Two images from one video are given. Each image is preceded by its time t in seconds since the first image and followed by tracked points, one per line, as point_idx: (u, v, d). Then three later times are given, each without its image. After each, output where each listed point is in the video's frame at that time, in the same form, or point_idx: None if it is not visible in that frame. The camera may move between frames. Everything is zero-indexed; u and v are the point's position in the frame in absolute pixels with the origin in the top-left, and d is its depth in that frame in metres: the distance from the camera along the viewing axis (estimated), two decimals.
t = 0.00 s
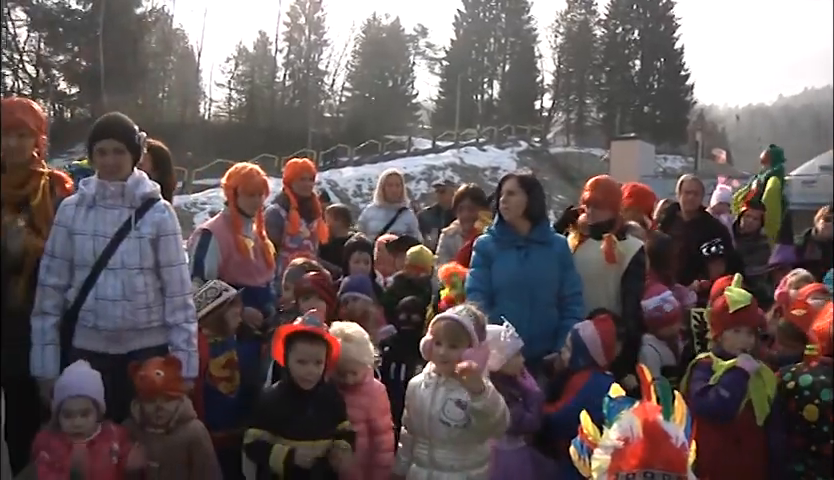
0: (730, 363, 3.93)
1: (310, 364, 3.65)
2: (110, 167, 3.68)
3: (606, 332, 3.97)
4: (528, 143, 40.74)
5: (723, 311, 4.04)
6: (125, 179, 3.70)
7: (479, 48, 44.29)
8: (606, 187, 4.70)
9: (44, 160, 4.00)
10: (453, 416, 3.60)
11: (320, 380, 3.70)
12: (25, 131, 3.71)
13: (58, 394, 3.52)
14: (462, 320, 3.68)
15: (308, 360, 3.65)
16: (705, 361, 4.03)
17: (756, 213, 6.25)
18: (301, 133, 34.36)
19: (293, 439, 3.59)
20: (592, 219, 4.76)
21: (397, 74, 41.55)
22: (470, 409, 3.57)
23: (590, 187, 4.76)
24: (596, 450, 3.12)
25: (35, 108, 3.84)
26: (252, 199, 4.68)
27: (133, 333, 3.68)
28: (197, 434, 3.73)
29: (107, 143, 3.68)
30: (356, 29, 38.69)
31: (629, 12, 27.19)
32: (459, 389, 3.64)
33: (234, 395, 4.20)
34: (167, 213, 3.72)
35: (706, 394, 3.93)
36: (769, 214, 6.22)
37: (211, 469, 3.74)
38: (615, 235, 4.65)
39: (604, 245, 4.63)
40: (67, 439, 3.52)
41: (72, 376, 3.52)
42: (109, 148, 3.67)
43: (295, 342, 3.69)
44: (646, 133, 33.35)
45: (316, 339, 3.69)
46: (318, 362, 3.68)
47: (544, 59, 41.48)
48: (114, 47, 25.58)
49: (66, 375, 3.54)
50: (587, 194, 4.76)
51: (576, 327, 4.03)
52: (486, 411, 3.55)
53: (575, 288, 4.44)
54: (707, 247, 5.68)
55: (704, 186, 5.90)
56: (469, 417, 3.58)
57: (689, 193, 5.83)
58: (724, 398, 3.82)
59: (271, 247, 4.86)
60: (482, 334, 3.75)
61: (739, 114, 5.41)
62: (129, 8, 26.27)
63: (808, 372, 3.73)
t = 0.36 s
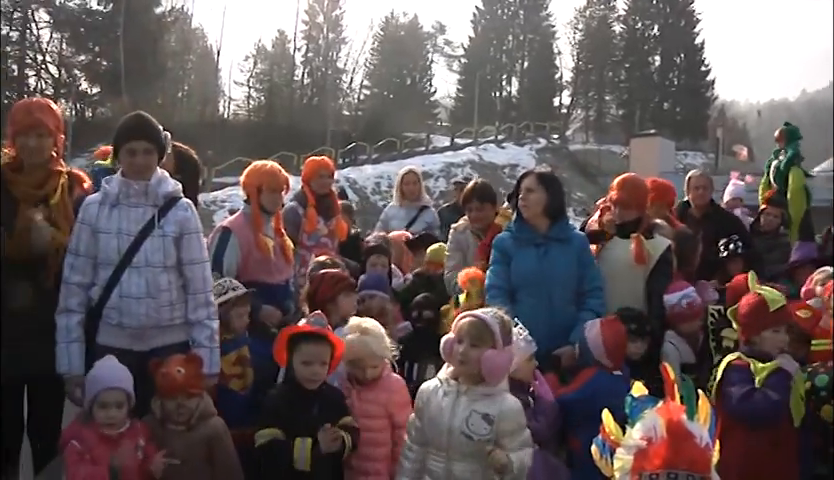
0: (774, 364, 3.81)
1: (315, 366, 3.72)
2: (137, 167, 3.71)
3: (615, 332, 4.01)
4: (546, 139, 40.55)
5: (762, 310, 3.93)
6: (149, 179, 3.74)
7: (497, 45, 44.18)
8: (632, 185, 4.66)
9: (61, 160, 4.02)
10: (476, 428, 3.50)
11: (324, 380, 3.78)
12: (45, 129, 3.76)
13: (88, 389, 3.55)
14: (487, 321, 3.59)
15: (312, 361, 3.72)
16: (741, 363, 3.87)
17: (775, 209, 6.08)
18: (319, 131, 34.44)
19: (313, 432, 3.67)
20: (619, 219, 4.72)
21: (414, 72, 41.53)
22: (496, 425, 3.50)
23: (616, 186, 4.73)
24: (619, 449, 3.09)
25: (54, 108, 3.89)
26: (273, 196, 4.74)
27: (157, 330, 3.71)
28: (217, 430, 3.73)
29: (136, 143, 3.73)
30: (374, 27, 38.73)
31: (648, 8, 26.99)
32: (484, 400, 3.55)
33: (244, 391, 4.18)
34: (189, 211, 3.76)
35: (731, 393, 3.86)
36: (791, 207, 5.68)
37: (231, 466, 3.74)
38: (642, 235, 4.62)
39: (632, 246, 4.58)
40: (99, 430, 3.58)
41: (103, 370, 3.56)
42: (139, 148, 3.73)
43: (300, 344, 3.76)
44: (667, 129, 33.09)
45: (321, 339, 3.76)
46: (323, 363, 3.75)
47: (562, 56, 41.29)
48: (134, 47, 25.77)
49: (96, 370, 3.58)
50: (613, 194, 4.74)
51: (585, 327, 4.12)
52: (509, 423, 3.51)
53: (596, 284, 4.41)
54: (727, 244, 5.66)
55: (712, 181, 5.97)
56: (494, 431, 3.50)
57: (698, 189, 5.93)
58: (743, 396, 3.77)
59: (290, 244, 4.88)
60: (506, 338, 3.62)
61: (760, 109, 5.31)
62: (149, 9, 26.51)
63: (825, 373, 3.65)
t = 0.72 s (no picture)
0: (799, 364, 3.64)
1: (306, 358, 3.75)
2: (157, 163, 3.71)
3: (609, 333, 3.96)
4: (558, 134, 40.40)
5: (787, 306, 3.72)
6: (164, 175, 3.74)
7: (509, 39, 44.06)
8: (637, 180, 4.61)
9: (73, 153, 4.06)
10: (505, 438, 3.36)
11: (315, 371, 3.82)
12: (57, 126, 3.78)
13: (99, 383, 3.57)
14: (518, 326, 3.41)
15: (302, 352, 3.75)
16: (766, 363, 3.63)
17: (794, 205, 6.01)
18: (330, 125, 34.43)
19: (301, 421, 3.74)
20: (625, 215, 4.70)
21: (426, 66, 41.47)
22: (525, 434, 3.35)
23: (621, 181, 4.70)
24: (633, 445, 3.09)
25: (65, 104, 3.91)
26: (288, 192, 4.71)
27: (171, 324, 3.73)
28: (230, 423, 3.74)
29: (158, 140, 3.72)
30: (386, 21, 38.68)
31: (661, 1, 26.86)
32: (514, 408, 3.40)
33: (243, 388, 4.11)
34: (204, 206, 3.78)
35: (760, 395, 3.62)
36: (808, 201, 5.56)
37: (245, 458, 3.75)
38: (652, 231, 4.60)
39: (642, 242, 4.57)
40: (109, 424, 3.59)
41: (113, 364, 3.58)
42: (162, 146, 3.73)
43: (293, 335, 3.77)
44: (679, 123, 32.96)
45: (313, 331, 3.78)
46: (314, 355, 3.77)
47: (574, 50, 41.09)
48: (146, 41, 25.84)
49: (106, 365, 3.59)
50: (619, 190, 4.71)
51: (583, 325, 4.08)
52: (538, 435, 3.35)
53: (606, 279, 4.39)
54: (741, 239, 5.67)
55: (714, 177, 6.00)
56: (523, 441, 3.35)
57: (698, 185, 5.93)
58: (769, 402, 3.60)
59: (301, 238, 4.87)
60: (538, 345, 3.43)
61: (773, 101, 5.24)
62: (161, 3, 26.55)
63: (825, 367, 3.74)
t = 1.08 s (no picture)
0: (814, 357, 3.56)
1: (302, 353, 3.74)
2: (173, 165, 3.70)
3: (615, 333, 3.94)
4: (567, 129, 40.29)
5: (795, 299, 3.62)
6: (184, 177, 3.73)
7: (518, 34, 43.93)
8: (642, 174, 4.58)
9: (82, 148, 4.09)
10: (530, 440, 3.30)
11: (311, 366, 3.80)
12: (70, 124, 3.80)
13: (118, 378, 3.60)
14: (535, 331, 3.37)
15: (300, 348, 3.74)
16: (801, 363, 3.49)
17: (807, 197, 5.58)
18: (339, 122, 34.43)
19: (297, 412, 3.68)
20: (629, 208, 4.66)
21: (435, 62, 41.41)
22: (549, 434, 3.31)
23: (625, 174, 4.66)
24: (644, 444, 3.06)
25: (76, 100, 3.92)
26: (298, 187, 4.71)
27: (181, 319, 3.74)
28: (239, 417, 3.79)
29: (182, 146, 3.70)
30: (395, 16, 38.63)
31: None
32: (534, 409, 3.35)
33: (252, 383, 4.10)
34: (214, 202, 3.78)
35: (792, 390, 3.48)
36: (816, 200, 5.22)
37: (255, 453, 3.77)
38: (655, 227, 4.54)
39: (644, 236, 4.52)
40: (130, 416, 3.65)
41: (135, 357, 3.61)
42: (185, 151, 3.71)
43: (289, 331, 3.76)
44: (689, 119, 32.84)
45: (309, 328, 3.77)
46: (311, 351, 3.76)
47: (583, 45, 40.94)
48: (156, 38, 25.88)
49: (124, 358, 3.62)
50: (623, 181, 4.67)
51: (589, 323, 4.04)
52: (560, 435, 3.30)
53: (614, 274, 4.36)
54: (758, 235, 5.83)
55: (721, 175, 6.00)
56: (546, 442, 3.30)
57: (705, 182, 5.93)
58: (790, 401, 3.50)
59: (312, 238, 4.89)
60: (555, 345, 3.43)
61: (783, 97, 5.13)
62: None
63: None
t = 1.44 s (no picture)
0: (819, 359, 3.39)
1: (311, 352, 3.75)
2: (188, 166, 3.72)
3: (642, 337, 3.85)
4: (581, 128, 40.11)
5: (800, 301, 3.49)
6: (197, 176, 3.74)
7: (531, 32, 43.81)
8: (665, 170, 4.56)
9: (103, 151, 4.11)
10: (550, 441, 3.29)
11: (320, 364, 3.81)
12: (92, 124, 3.85)
13: (136, 380, 3.56)
14: (543, 332, 3.33)
15: (308, 347, 3.75)
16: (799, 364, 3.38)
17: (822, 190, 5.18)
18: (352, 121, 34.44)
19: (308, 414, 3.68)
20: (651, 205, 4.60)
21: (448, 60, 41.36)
22: (568, 433, 3.30)
23: (648, 170, 4.60)
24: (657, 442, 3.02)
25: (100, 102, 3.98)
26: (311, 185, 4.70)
27: (196, 318, 3.75)
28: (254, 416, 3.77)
29: (196, 146, 3.71)
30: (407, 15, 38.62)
31: None
32: (546, 409, 3.34)
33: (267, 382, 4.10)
34: (230, 202, 3.79)
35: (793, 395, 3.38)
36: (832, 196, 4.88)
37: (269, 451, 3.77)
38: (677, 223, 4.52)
39: (666, 233, 4.48)
40: (144, 416, 3.61)
41: (159, 360, 3.58)
42: (198, 152, 3.72)
43: (297, 329, 3.77)
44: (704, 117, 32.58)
45: (317, 325, 3.78)
46: (319, 349, 3.77)
47: (597, 43, 40.77)
48: (170, 38, 25.99)
49: (140, 361, 3.58)
50: (644, 178, 4.62)
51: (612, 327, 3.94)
52: (577, 436, 3.30)
53: (623, 271, 4.35)
54: (775, 234, 5.87)
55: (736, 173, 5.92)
56: (565, 441, 3.30)
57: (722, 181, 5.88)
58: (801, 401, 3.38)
59: (328, 238, 4.90)
60: (564, 345, 3.40)
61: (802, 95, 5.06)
62: None
63: None
